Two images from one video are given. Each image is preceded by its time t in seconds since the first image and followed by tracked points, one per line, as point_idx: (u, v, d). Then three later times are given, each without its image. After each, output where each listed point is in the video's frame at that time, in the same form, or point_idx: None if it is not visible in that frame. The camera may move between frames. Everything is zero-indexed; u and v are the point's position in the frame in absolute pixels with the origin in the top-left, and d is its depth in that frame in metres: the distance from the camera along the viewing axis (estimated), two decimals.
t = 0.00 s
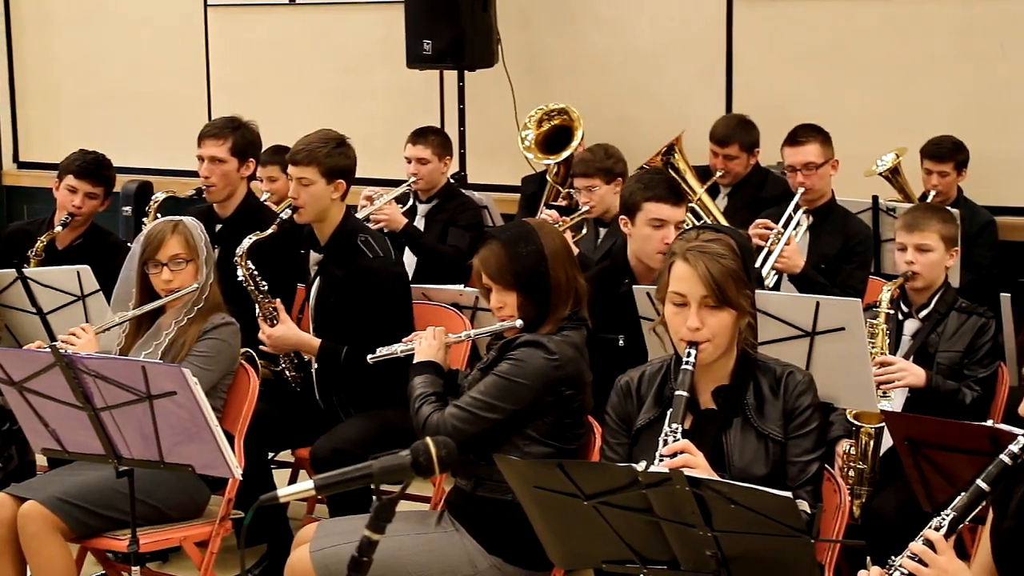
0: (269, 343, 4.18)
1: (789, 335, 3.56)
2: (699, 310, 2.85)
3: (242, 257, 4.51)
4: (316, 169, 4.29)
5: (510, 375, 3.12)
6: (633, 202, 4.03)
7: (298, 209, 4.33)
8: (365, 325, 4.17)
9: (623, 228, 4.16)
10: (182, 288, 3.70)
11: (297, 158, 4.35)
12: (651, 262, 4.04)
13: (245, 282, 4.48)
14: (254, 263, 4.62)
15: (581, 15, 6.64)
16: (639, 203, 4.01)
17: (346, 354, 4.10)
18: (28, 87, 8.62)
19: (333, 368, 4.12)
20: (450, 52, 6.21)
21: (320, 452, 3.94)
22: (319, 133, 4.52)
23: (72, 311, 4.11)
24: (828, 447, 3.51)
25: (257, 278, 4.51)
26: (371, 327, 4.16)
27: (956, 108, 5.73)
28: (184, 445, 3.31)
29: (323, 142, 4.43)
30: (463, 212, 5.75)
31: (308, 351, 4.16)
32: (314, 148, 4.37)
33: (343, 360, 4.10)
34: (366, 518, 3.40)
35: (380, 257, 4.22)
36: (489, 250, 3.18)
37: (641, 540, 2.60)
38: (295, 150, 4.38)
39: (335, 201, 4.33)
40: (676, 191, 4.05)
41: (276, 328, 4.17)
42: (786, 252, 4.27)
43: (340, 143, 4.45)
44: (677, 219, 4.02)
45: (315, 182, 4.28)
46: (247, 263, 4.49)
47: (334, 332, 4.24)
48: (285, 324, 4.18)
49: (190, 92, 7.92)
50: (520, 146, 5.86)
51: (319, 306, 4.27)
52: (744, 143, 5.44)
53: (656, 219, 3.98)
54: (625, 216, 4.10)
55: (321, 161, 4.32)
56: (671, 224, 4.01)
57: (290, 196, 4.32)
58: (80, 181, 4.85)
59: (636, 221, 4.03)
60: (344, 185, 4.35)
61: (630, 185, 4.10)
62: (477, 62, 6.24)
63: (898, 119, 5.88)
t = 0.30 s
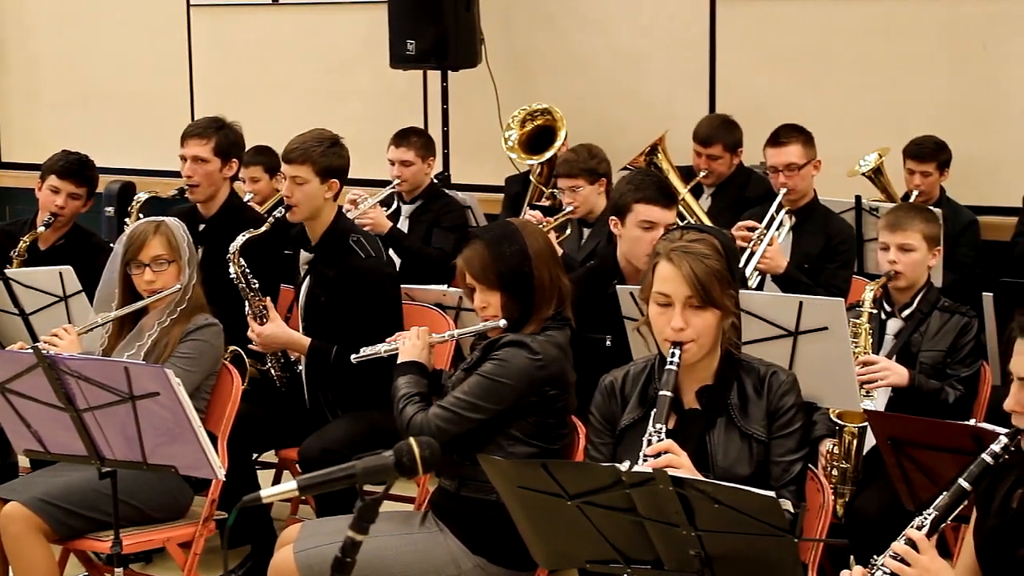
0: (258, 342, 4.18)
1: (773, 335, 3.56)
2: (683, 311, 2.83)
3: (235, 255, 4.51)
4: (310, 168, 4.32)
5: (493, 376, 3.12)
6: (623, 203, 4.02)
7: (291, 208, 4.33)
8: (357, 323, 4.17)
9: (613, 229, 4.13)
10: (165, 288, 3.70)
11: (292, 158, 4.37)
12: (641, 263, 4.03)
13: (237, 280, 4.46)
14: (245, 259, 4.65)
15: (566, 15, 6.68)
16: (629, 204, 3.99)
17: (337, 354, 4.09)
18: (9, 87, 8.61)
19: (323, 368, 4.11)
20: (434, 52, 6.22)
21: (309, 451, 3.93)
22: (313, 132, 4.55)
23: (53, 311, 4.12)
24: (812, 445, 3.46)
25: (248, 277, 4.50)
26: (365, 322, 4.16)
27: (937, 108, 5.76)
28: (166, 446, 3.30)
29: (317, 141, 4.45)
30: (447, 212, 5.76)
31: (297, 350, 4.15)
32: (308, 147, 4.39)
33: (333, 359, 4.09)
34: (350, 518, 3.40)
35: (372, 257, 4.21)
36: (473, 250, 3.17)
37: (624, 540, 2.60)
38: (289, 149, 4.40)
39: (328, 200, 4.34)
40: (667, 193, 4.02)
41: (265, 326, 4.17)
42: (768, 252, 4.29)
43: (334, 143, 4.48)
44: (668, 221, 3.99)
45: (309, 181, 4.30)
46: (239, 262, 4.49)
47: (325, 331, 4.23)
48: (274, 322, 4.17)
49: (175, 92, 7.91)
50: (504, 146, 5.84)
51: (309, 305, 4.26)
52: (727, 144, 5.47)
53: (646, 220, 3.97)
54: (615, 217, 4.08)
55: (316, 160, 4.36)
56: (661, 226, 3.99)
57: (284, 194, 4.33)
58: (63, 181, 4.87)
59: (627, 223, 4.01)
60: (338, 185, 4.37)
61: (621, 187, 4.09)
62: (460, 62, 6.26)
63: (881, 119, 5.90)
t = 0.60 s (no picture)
0: (247, 337, 4.16)
1: (757, 334, 3.56)
2: (668, 311, 2.82)
3: (226, 252, 4.51)
4: (302, 167, 4.32)
5: (476, 376, 3.11)
6: (612, 204, 4.00)
7: (282, 206, 4.34)
8: (346, 322, 4.18)
9: (602, 230, 4.13)
10: (146, 288, 3.70)
11: (285, 156, 4.36)
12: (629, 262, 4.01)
13: (227, 277, 4.47)
14: (238, 255, 4.69)
15: (549, 15, 6.76)
16: (617, 205, 3.98)
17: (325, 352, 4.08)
18: None
19: (310, 365, 4.10)
20: (418, 51, 6.25)
21: (298, 451, 3.91)
22: (305, 131, 4.54)
23: (35, 312, 4.11)
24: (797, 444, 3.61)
25: (238, 274, 4.51)
26: (354, 322, 4.17)
27: (919, 108, 5.85)
28: (148, 447, 3.30)
29: (311, 141, 4.45)
30: (430, 213, 5.78)
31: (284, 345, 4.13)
32: (301, 146, 4.39)
33: (321, 357, 4.08)
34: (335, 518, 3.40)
35: (362, 255, 4.20)
36: (457, 250, 3.17)
37: (608, 539, 2.58)
38: (283, 147, 4.40)
39: (320, 199, 4.34)
40: (655, 193, 4.00)
41: (255, 322, 4.15)
42: (750, 253, 4.30)
43: (327, 143, 4.48)
44: (657, 221, 3.96)
45: (302, 180, 4.29)
46: (230, 260, 4.49)
47: (314, 329, 4.23)
48: (263, 318, 4.15)
49: (164, 91, 7.97)
50: (487, 146, 5.85)
51: (297, 303, 4.25)
52: (709, 144, 5.47)
53: (634, 220, 3.95)
54: (604, 217, 4.07)
55: (310, 158, 4.36)
56: (649, 226, 3.96)
57: (275, 192, 4.32)
58: (46, 183, 4.85)
59: (615, 223, 4.00)
60: (331, 184, 4.37)
61: (609, 188, 4.09)
62: (443, 61, 6.30)
63: (863, 120, 5.98)
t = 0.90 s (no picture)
0: (233, 337, 4.14)
1: (742, 334, 3.57)
2: (661, 310, 2.82)
3: (214, 251, 4.51)
4: (290, 166, 4.30)
5: (461, 378, 3.10)
6: (595, 202, 4.00)
7: (269, 206, 4.31)
8: (332, 322, 4.18)
9: (586, 229, 4.10)
10: (131, 287, 3.68)
11: (273, 155, 4.34)
12: (614, 261, 4.02)
13: (214, 276, 4.47)
14: (225, 254, 4.68)
15: (534, 14, 6.81)
16: (601, 202, 3.98)
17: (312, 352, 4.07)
18: None
19: (297, 363, 4.09)
20: (403, 50, 6.25)
21: (284, 451, 3.91)
22: (291, 130, 4.52)
23: (20, 313, 4.10)
24: (781, 444, 3.66)
25: (226, 273, 4.51)
26: (338, 323, 4.17)
27: (904, 108, 5.88)
28: (133, 447, 3.29)
29: (299, 140, 4.43)
30: (416, 213, 5.80)
31: (270, 344, 4.09)
32: (288, 146, 4.37)
33: (308, 357, 4.07)
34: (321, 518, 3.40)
35: (350, 255, 4.20)
36: (443, 250, 3.15)
37: (594, 539, 2.55)
38: (270, 146, 4.38)
39: (308, 198, 4.33)
40: (638, 191, 4.01)
41: (242, 322, 4.11)
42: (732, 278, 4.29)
43: (315, 142, 4.47)
44: (640, 218, 3.99)
45: (289, 179, 4.27)
46: (219, 259, 4.50)
47: (301, 328, 4.22)
48: (250, 318, 4.11)
49: (152, 90, 7.98)
50: (473, 146, 5.87)
51: (284, 303, 4.23)
52: (693, 143, 5.48)
53: (617, 217, 3.95)
54: (587, 215, 4.06)
55: (297, 158, 4.34)
56: (632, 223, 3.98)
57: (263, 192, 4.30)
58: (30, 183, 4.86)
59: (598, 221, 4.00)
60: (318, 183, 4.36)
61: (592, 186, 4.06)
62: (430, 61, 6.29)
63: (846, 120, 6.02)
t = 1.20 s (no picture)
0: (219, 338, 4.12)
1: (727, 334, 3.56)
2: (664, 301, 2.82)
3: (200, 252, 4.50)
4: (276, 166, 4.29)
5: (446, 381, 3.08)
6: (574, 203, 4.02)
7: (255, 207, 4.29)
8: (317, 322, 4.17)
9: (566, 230, 4.12)
10: (114, 289, 3.70)
11: (258, 156, 4.32)
12: (595, 263, 4.03)
13: (200, 277, 4.46)
14: (209, 254, 4.70)
15: (520, 15, 6.82)
16: (580, 204, 4.00)
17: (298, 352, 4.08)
18: None
19: (282, 364, 4.09)
20: (387, 51, 6.25)
21: (269, 452, 3.90)
22: (277, 131, 4.51)
23: (4, 315, 4.09)
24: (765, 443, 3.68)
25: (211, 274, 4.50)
26: (325, 322, 4.16)
27: (889, 108, 5.91)
28: (118, 449, 3.28)
29: (284, 140, 4.42)
30: (402, 214, 5.82)
31: (256, 344, 4.10)
32: (274, 146, 4.36)
33: (293, 357, 4.08)
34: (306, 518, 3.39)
35: (336, 256, 4.20)
36: (428, 249, 3.15)
37: (579, 539, 2.53)
38: (256, 146, 4.37)
39: (293, 198, 4.31)
40: (618, 191, 4.04)
41: (228, 322, 4.11)
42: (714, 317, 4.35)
43: (300, 142, 4.46)
44: (619, 219, 4.00)
45: (275, 180, 4.26)
46: (204, 259, 4.48)
47: (287, 329, 4.22)
48: (236, 319, 4.11)
49: (137, 90, 7.98)
50: (458, 146, 5.89)
51: (270, 304, 4.23)
52: (678, 143, 5.50)
53: (597, 219, 3.97)
54: (567, 217, 4.09)
55: (283, 158, 4.33)
56: (613, 224, 3.99)
57: (248, 192, 4.28)
58: (15, 184, 4.85)
59: (578, 223, 4.01)
60: (304, 183, 4.34)
61: (571, 187, 4.11)
62: (414, 61, 6.29)
63: (830, 121, 6.06)
